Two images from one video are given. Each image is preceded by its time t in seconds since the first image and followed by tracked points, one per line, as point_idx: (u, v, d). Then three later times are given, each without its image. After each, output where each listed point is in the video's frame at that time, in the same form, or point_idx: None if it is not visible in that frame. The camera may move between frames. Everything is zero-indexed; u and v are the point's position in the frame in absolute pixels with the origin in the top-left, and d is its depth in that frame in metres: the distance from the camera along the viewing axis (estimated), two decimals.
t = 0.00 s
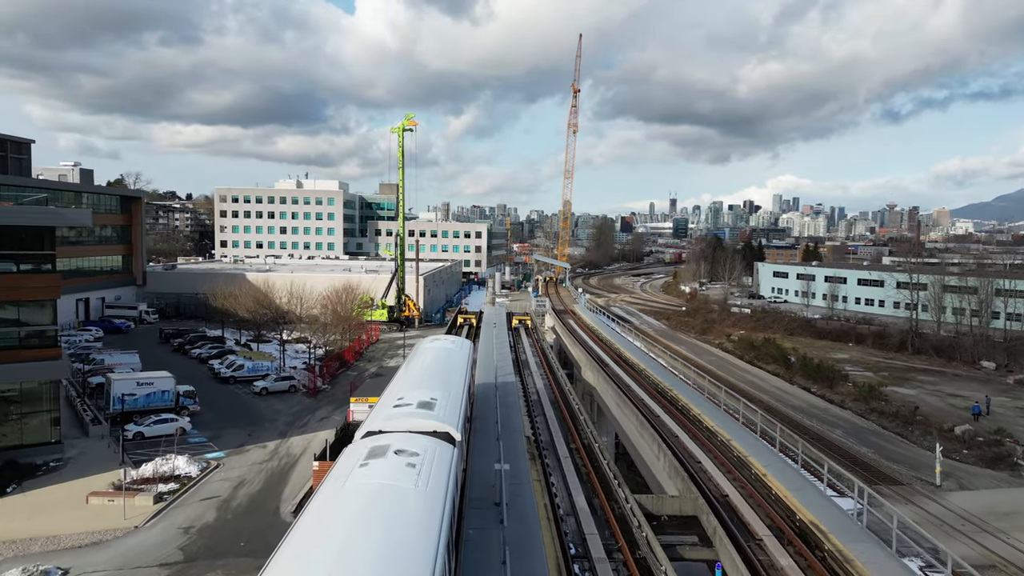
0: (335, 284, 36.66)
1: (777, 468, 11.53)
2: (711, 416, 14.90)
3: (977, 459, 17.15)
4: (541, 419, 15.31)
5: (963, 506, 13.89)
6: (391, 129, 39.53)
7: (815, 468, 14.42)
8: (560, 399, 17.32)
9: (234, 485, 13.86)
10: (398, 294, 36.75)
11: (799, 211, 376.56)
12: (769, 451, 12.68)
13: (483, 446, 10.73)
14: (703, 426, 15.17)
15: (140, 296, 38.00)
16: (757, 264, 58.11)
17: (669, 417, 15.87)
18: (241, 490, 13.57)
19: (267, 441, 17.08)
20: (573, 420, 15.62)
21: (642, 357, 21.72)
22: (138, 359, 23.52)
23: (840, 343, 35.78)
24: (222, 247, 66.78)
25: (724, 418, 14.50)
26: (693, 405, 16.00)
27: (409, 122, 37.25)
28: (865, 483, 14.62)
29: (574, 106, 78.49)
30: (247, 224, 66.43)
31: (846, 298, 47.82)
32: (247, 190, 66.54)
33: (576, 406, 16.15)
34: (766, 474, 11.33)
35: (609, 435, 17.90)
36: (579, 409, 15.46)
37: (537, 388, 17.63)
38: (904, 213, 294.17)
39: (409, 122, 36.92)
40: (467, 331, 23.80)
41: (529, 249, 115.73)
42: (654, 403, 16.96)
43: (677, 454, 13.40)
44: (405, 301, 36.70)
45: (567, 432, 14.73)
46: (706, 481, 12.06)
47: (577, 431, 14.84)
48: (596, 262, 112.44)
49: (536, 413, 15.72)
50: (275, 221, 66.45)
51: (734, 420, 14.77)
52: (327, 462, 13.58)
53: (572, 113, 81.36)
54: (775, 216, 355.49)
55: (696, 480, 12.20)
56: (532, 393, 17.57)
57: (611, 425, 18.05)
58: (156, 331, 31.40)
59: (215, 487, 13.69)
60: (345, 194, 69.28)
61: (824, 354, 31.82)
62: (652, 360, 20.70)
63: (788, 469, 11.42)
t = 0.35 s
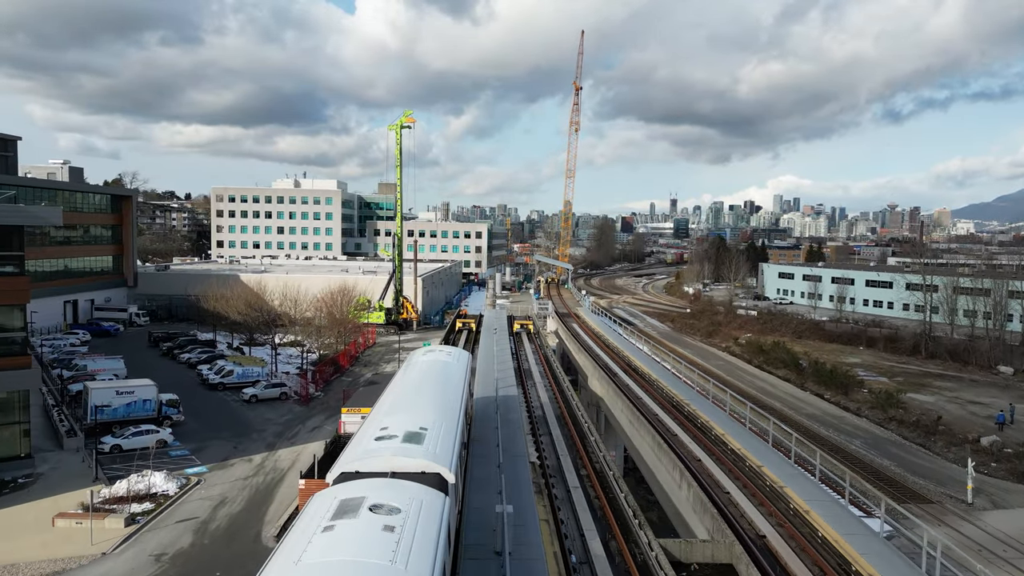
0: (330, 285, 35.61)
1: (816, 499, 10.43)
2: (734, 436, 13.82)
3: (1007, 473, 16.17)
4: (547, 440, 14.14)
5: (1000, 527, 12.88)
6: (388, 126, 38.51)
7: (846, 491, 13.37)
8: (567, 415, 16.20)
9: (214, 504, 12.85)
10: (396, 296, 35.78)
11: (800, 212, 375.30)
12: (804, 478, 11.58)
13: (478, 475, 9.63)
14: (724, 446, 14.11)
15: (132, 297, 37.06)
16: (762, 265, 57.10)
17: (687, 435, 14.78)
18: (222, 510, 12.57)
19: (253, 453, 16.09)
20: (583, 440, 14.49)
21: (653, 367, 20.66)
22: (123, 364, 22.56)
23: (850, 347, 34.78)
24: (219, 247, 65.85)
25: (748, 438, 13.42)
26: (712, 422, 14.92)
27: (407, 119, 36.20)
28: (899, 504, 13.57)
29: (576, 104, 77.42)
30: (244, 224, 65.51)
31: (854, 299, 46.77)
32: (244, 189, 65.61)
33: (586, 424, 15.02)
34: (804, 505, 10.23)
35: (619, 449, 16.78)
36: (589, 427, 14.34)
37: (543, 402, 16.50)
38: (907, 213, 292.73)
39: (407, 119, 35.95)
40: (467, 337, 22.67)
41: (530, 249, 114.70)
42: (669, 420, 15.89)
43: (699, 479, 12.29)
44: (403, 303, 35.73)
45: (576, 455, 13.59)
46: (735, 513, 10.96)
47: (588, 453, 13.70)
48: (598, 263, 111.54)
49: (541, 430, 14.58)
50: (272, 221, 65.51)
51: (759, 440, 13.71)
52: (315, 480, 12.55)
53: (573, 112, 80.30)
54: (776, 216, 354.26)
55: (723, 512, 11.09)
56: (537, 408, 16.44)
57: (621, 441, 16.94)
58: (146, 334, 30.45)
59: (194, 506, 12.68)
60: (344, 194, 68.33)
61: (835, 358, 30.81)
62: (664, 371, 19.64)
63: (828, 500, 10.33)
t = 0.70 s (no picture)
0: (325, 287, 34.48)
1: (857, 529, 9.18)
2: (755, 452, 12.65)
3: None
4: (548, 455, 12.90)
5: None
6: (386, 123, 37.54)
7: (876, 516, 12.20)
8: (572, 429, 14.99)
9: (190, 527, 11.83)
10: (394, 298, 34.76)
11: (801, 211, 374.06)
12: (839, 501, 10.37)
13: (476, 512, 8.30)
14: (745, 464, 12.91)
15: (122, 299, 36.07)
16: (767, 265, 56.07)
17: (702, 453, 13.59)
18: (197, 534, 11.54)
19: (237, 467, 15.10)
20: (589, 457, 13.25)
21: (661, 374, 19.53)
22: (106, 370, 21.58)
23: (861, 350, 33.75)
24: (216, 248, 64.88)
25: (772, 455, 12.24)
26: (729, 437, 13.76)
27: (404, 116, 35.20)
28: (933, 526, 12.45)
29: (578, 103, 76.37)
30: (240, 224, 64.55)
31: (863, 301, 45.69)
32: (241, 188, 64.64)
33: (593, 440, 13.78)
34: (845, 537, 8.97)
35: (628, 464, 15.59)
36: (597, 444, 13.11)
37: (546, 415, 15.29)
38: (909, 213, 291.46)
39: (405, 116, 34.95)
40: (466, 343, 21.56)
41: (530, 250, 113.71)
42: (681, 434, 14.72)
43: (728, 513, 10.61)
44: (401, 305, 34.73)
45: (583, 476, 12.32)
46: (771, 550, 9.53)
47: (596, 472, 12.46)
48: (599, 263, 110.53)
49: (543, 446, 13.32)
50: (269, 221, 64.56)
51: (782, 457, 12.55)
52: (298, 502, 11.53)
53: (574, 110, 79.25)
54: (776, 215, 353.45)
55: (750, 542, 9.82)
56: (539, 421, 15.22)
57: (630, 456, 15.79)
58: (135, 337, 29.48)
59: (168, 530, 11.67)
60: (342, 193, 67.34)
61: (846, 363, 29.79)
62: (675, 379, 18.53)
63: (872, 529, 9.12)
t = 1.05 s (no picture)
0: (319, 288, 33.39)
1: None
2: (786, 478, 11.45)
3: None
4: (556, 478, 11.69)
5: None
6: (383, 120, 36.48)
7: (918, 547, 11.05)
8: (581, 447, 13.77)
9: (161, 554, 10.79)
10: (391, 299, 33.72)
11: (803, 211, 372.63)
12: (892, 542, 9.20)
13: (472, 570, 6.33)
14: (774, 492, 11.68)
15: (111, 301, 35.02)
16: (774, 266, 55.04)
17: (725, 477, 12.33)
18: (167, 564, 10.48)
19: (219, 484, 14.03)
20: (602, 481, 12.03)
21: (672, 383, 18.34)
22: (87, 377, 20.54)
23: (874, 354, 32.71)
24: (212, 248, 63.82)
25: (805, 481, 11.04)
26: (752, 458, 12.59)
27: (403, 112, 34.13)
28: (976, 553, 11.42)
29: (580, 101, 75.26)
30: (237, 224, 63.56)
31: (872, 303, 44.61)
32: (237, 187, 63.57)
33: (605, 460, 12.54)
34: None
35: (642, 485, 14.47)
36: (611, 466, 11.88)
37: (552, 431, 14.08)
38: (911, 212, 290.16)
39: (403, 113, 33.88)
40: (465, 349, 20.37)
41: (531, 250, 112.67)
42: (699, 453, 13.55)
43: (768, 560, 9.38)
44: (399, 307, 33.68)
45: (595, 503, 11.11)
46: None
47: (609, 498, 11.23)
48: (600, 264, 109.52)
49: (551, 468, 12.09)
50: (266, 221, 63.55)
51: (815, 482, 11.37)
52: (278, 527, 10.49)
53: (576, 108, 78.10)
54: (778, 216, 352.63)
55: None
56: (544, 438, 13.99)
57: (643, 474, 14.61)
58: (123, 342, 28.45)
59: (138, 558, 10.65)
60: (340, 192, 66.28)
61: (859, 367, 28.70)
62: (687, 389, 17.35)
63: None
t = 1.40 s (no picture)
0: (313, 291, 32.27)
1: None
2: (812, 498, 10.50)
3: None
4: (567, 515, 10.50)
5: None
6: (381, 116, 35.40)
7: None
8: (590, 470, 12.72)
9: None
10: (388, 301, 32.70)
11: (805, 211, 371.17)
12: None
13: None
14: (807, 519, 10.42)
15: (100, 303, 33.98)
16: (779, 267, 54.01)
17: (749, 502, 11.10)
18: None
19: (197, 503, 13.02)
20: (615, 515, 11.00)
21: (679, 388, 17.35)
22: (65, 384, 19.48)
23: (886, 358, 31.69)
24: (208, 249, 62.76)
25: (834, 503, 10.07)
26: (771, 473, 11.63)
27: (400, 108, 33.08)
28: None
29: (582, 99, 74.25)
30: (233, 224, 62.52)
31: (881, 305, 43.62)
32: (233, 187, 62.53)
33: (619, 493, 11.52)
34: None
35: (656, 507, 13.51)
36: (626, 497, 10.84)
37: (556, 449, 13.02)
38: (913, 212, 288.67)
39: (400, 109, 32.85)
40: (463, 357, 19.23)
41: (531, 250, 111.67)
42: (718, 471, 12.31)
43: None
44: (396, 309, 32.65)
45: (612, 550, 9.93)
46: None
47: (625, 537, 10.17)
48: (601, 264, 108.51)
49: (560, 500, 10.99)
50: (262, 220, 62.53)
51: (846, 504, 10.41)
52: (254, 558, 9.42)
53: (577, 106, 76.94)
54: (779, 216, 351.63)
55: None
56: (550, 461, 12.91)
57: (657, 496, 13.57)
58: (109, 345, 27.41)
59: None
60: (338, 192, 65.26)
61: (872, 372, 27.60)
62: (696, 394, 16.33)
63: None
